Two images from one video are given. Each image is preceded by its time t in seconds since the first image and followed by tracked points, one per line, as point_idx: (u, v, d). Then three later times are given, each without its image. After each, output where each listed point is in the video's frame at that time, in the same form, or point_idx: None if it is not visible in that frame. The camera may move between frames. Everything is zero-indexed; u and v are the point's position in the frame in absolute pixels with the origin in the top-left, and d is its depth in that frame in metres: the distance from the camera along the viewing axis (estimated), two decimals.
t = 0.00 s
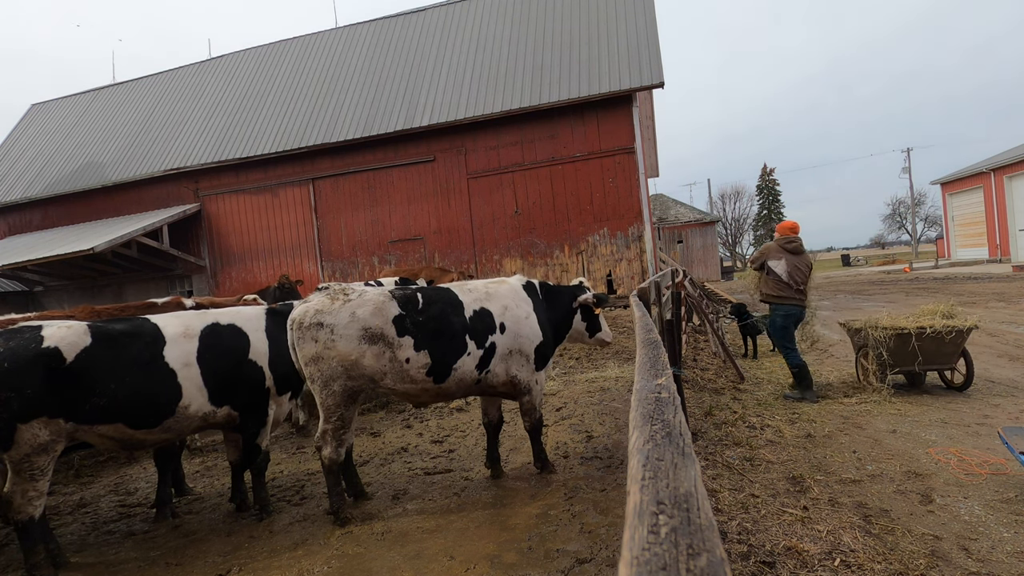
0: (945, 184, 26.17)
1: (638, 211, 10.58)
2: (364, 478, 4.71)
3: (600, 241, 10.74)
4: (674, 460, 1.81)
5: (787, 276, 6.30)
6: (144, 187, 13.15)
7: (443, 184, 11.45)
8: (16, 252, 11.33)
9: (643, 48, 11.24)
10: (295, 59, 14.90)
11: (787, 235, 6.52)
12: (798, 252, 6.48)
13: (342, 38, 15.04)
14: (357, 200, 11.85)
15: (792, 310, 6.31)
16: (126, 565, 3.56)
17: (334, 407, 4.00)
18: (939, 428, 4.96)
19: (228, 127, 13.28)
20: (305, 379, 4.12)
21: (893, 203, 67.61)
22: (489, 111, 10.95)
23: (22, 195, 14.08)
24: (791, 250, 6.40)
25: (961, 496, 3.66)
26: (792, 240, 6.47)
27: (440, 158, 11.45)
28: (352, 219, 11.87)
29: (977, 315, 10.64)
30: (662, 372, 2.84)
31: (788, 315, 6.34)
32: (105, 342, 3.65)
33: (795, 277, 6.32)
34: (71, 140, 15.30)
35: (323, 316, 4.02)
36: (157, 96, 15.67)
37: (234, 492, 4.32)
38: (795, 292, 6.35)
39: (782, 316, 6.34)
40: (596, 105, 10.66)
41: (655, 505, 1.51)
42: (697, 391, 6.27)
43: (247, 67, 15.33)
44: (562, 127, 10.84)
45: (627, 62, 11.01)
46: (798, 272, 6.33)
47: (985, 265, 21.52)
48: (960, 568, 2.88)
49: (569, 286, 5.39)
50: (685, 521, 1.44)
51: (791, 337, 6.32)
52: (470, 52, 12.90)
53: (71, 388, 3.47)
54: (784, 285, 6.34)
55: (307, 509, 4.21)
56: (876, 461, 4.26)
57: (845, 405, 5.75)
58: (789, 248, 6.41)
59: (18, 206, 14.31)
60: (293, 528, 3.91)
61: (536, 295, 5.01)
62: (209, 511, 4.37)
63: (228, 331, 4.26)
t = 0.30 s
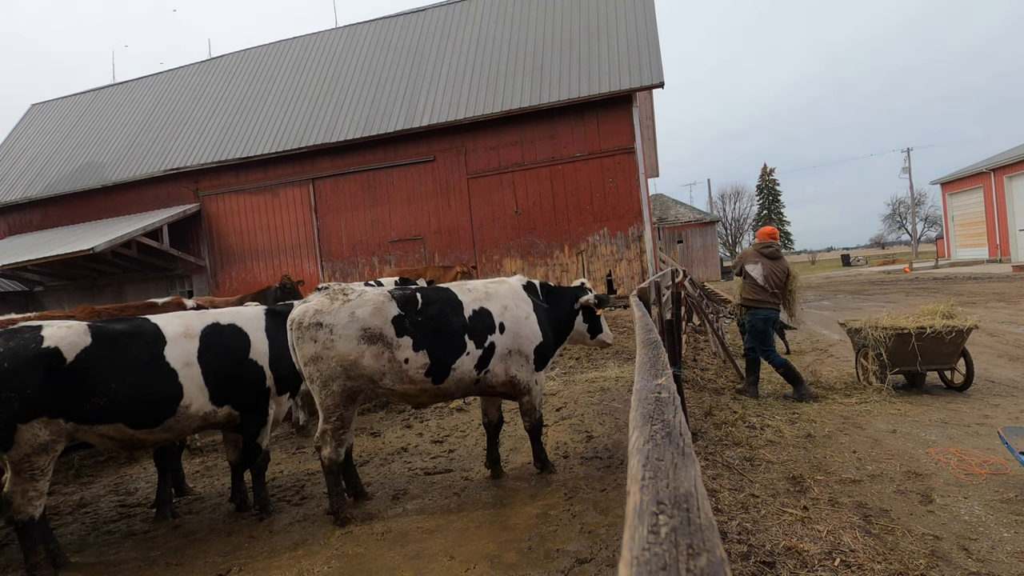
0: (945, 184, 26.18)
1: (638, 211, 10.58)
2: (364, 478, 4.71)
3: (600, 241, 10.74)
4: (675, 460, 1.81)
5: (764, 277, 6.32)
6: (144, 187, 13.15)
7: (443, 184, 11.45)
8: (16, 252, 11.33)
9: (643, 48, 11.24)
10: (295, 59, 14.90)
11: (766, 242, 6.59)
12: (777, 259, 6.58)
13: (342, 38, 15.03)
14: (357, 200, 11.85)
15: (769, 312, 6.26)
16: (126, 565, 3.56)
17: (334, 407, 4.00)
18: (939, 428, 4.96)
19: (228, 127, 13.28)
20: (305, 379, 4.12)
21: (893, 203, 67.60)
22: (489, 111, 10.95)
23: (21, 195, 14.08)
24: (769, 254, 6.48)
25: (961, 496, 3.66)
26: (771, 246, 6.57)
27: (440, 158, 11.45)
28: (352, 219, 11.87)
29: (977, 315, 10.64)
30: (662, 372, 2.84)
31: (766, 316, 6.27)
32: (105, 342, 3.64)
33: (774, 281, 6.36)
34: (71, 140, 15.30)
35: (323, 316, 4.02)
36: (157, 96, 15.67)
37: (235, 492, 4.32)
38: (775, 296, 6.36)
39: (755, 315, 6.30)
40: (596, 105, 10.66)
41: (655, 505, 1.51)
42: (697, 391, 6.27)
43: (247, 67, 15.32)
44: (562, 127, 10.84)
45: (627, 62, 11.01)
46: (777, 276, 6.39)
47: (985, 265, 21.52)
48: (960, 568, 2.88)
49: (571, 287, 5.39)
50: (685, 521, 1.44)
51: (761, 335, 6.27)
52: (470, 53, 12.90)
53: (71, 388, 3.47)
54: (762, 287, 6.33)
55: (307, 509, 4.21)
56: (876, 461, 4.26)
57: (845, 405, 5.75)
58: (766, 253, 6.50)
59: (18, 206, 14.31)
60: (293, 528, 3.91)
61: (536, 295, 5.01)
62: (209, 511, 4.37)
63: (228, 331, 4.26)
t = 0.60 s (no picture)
0: (945, 184, 26.18)
1: (638, 211, 10.57)
2: (364, 479, 4.71)
3: (600, 241, 10.74)
4: (674, 460, 1.81)
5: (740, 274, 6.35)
6: (144, 187, 13.15)
7: (443, 184, 11.45)
8: (16, 252, 11.33)
9: (643, 48, 11.24)
10: (295, 59, 14.90)
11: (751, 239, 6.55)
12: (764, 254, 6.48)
13: (342, 37, 15.03)
14: (357, 200, 11.85)
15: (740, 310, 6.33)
16: (126, 565, 3.56)
17: (333, 407, 4.00)
18: (939, 428, 4.96)
19: (228, 127, 13.27)
20: (304, 379, 4.12)
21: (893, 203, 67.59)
22: (489, 111, 10.95)
23: (21, 195, 14.08)
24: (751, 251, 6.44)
25: (961, 496, 3.66)
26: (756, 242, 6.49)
27: (440, 158, 11.45)
28: (352, 219, 11.86)
29: (977, 315, 10.64)
30: (662, 372, 2.84)
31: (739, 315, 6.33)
32: (105, 342, 3.64)
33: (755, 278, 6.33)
34: (71, 140, 15.30)
35: (323, 316, 4.02)
36: (157, 96, 15.67)
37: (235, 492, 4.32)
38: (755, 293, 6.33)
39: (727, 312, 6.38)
40: (596, 105, 10.66)
41: (655, 505, 1.51)
42: (697, 392, 6.29)
43: (247, 67, 15.32)
44: (562, 127, 10.84)
45: (627, 62, 11.01)
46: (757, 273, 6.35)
47: (985, 265, 21.52)
48: (960, 568, 2.88)
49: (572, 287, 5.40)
50: (685, 521, 1.44)
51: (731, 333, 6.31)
52: (470, 52, 12.90)
53: (72, 388, 3.47)
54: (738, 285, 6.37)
55: (307, 509, 4.21)
56: (876, 461, 4.26)
57: (845, 405, 5.76)
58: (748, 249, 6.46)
59: (18, 206, 14.31)
60: (294, 528, 3.91)
61: (536, 295, 5.01)
62: (209, 511, 4.37)
63: (228, 331, 4.26)
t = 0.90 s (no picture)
0: (945, 184, 26.19)
1: (638, 211, 10.57)
2: (364, 478, 4.71)
3: (600, 241, 10.74)
4: (674, 460, 1.81)
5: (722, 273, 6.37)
6: (144, 187, 13.15)
7: (443, 185, 11.45)
8: (16, 252, 11.33)
9: (643, 48, 11.24)
10: (295, 60, 14.90)
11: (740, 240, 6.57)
12: (752, 254, 6.42)
13: (342, 37, 15.03)
14: (357, 200, 11.85)
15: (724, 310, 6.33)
16: (126, 565, 3.56)
17: (333, 407, 4.00)
18: (939, 428, 4.96)
19: (228, 127, 13.28)
20: (305, 379, 4.13)
21: (893, 203, 67.57)
22: (489, 111, 10.95)
23: (21, 195, 14.08)
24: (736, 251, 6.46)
25: (961, 496, 3.66)
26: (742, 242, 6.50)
27: (440, 158, 11.45)
28: (352, 219, 11.87)
29: (977, 315, 10.64)
30: (662, 372, 2.84)
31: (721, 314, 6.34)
32: (105, 342, 3.64)
33: (740, 277, 6.29)
34: (71, 140, 15.30)
35: (322, 316, 4.02)
36: (157, 96, 15.67)
37: (235, 492, 4.32)
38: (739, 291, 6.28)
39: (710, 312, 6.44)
40: (596, 105, 10.66)
41: (655, 505, 1.51)
42: (697, 392, 6.30)
43: (247, 67, 15.32)
44: (562, 127, 10.84)
45: (627, 62, 11.01)
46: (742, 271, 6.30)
47: (985, 265, 21.52)
48: (960, 568, 2.88)
49: (573, 287, 5.39)
50: (685, 521, 1.44)
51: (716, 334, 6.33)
52: (469, 52, 12.90)
53: (71, 387, 3.47)
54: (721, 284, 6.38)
55: (307, 509, 4.21)
56: (876, 461, 4.26)
57: (845, 405, 5.76)
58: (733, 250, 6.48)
59: (18, 206, 14.31)
60: (293, 528, 3.91)
61: (536, 295, 5.01)
62: (209, 511, 4.37)
63: (228, 331, 4.26)
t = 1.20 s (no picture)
0: (945, 184, 26.19)
1: (638, 211, 10.57)
2: (364, 479, 4.71)
3: (600, 241, 10.74)
4: (674, 460, 1.81)
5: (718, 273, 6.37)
6: (144, 187, 13.15)
7: (443, 185, 11.45)
8: (17, 252, 11.34)
9: (643, 48, 11.25)
10: (295, 60, 14.90)
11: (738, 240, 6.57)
12: (748, 253, 6.42)
13: (342, 37, 15.03)
14: (357, 200, 11.85)
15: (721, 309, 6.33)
16: (126, 565, 3.56)
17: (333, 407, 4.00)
18: (939, 428, 4.96)
19: (228, 127, 13.28)
20: (304, 379, 4.13)
21: (894, 203, 67.55)
22: (489, 111, 10.95)
23: (21, 195, 14.08)
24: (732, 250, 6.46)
25: (961, 496, 3.66)
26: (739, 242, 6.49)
27: (440, 158, 11.45)
28: (352, 220, 11.87)
29: (977, 315, 10.64)
30: (662, 372, 2.84)
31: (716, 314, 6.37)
32: (105, 342, 3.64)
33: (736, 276, 6.28)
34: (71, 140, 15.29)
35: (322, 316, 4.02)
36: (157, 96, 15.66)
37: (235, 492, 4.32)
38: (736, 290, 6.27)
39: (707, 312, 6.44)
40: (596, 105, 10.66)
41: (655, 505, 1.51)
42: (697, 391, 6.30)
43: (247, 67, 15.32)
44: (562, 127, 10.84)
45: (627, 62, 11.01)
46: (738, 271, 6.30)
47: (985, 265, 21.52)
48: (960, 568, 2.88)
49: (573, 287, 5.39)
50: (685, 521, 1.44)
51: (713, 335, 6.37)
52: (469, 52, 12.90)
53: (71, 387, 3.47)
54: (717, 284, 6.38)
55: (307, 509, 4.21)
56: (876, 461, 4.26)
57: (845, 405, 5.76)
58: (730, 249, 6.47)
59: (18, 206, 14.31)
60: (294, 528, 3.91)
61: (536, 295, 5.01)
62: (209, 511, 4.37)
63: (228, 331, 4.26)
